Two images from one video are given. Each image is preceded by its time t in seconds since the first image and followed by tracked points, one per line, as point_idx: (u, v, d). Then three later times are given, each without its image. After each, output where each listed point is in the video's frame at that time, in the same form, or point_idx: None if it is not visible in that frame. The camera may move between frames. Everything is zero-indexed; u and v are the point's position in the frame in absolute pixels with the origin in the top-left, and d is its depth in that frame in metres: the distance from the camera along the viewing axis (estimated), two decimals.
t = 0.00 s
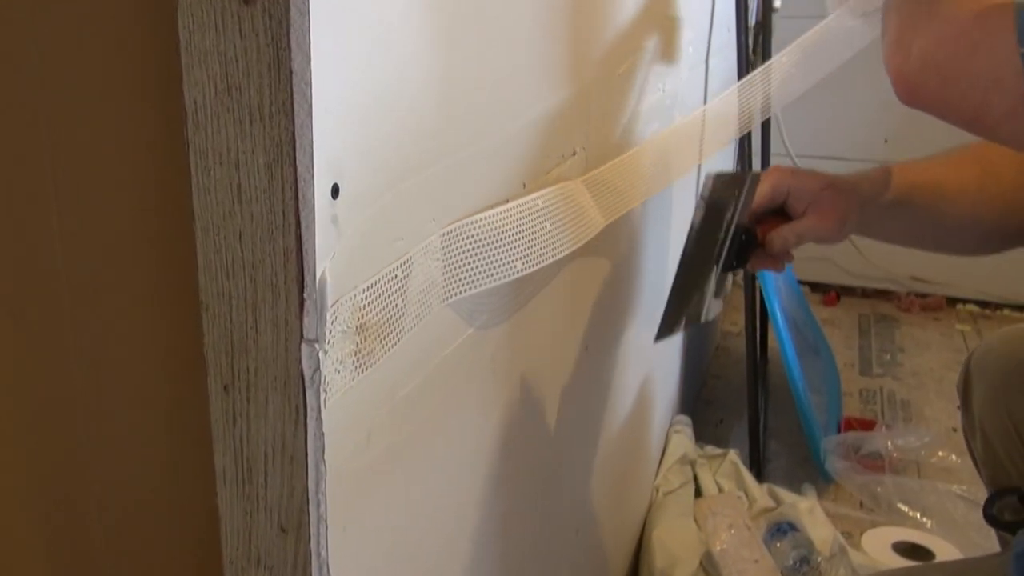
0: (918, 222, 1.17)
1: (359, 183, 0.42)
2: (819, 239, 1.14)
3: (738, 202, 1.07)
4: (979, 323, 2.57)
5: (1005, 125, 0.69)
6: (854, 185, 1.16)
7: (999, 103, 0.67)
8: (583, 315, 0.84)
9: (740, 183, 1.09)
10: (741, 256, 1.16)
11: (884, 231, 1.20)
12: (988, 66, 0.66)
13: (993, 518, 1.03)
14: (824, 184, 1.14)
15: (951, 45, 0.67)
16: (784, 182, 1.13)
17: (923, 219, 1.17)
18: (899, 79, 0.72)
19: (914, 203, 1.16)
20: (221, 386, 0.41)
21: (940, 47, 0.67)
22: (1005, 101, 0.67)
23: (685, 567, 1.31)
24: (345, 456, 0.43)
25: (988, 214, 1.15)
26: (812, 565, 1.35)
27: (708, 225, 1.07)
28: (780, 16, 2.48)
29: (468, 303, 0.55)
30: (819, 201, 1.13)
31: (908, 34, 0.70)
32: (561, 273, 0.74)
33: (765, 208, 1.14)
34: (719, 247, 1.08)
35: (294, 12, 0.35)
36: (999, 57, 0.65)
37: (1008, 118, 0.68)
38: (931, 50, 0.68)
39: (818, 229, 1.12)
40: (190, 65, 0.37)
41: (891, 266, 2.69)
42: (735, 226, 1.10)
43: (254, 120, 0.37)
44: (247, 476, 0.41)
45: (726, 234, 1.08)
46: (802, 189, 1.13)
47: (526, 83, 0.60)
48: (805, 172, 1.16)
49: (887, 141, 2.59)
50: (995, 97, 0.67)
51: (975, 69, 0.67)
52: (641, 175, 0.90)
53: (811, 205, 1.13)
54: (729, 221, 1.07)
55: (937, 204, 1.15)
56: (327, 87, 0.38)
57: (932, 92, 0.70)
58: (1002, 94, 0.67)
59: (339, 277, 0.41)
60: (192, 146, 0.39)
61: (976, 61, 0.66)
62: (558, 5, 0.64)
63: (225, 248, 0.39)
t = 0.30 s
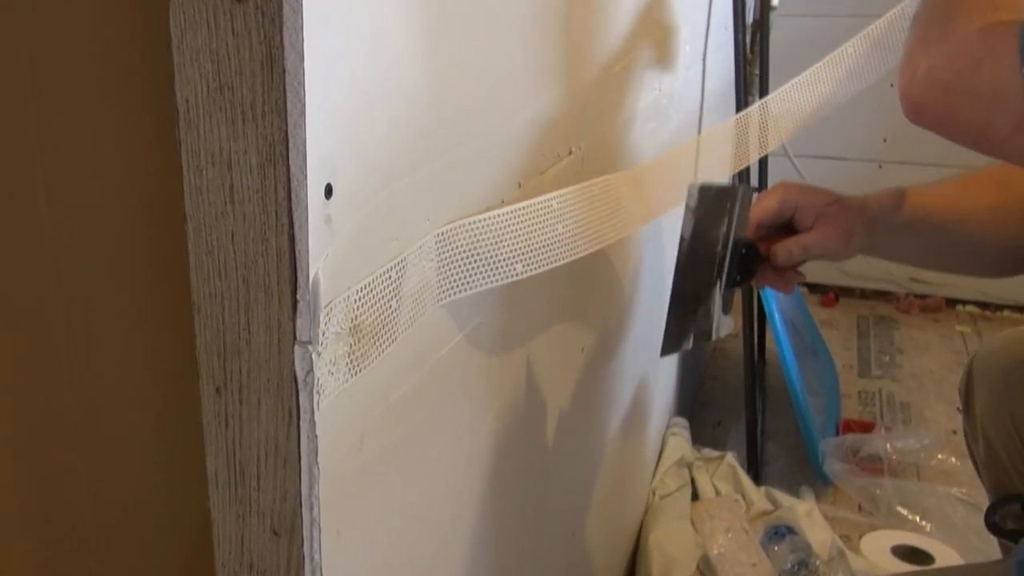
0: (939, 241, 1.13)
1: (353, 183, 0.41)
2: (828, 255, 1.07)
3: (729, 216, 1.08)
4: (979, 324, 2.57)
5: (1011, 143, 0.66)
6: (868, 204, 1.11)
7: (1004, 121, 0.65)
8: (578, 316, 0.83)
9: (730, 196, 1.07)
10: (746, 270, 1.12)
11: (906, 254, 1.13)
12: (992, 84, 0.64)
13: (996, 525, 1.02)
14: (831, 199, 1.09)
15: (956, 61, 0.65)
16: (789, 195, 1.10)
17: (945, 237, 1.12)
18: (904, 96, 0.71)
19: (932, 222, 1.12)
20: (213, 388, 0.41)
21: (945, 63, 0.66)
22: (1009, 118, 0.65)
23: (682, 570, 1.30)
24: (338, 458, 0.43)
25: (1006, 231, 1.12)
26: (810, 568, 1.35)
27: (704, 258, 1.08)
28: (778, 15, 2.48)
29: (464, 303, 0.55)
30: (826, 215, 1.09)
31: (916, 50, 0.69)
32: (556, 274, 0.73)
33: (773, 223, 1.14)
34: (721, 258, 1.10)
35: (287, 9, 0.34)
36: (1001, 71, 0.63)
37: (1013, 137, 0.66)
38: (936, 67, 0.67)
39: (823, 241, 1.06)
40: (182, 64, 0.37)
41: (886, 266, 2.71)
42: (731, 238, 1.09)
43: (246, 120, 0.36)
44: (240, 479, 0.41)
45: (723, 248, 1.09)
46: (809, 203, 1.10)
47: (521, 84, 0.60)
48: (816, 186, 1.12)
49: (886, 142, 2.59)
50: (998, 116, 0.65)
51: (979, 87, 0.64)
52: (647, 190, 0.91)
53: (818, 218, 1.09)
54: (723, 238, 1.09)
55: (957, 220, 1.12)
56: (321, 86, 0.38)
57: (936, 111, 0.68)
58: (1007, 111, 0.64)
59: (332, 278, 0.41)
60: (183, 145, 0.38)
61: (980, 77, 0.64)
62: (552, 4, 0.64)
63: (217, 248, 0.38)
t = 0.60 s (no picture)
0: (910, 193, 1.11)
1: (346, 183, 0.41)
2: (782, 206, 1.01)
3: (672, 170, 0.86)
4: (979, 325, 2.57)
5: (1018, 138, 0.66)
6: (833, 150, 1.06)
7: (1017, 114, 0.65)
8: (572, 318, 0.83)
9: (673, 146, 0.86)
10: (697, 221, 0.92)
11: (865, 203, 1.11)
12: (1005, 76, 0.64)
13: (1000, 529, 1.02)
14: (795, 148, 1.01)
15: (968, 52, 0.65)
16: (753, 145, 0.99)
17: (915, 188, 1.11)
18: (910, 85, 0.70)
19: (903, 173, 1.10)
20: (205, 390, 0.40)
21: (954, 54, 0.65)
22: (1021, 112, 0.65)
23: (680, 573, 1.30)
24: (332, 460, 0.42)
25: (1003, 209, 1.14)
26: (808, 571, 1.35)
27: (642, 209, 0.86)
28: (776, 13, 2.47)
29: (459, 304, 0.54)
30: (786, 168, 1.01)
31: (922, 40, 0.68)
32: (549, 276, 0.73)
33: (730, 173, 1.00)
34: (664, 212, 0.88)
35: (281, 8, 0.34)
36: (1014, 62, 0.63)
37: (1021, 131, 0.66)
38: (946, 56, 0.66)
39: (779, 194, 0.99)
40: (174, 63, 0.36)
41: (885, 267, 2.70)
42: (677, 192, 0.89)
43: (239, 119, 0.36)
44: (233, 482, 0.41)
45: (668, 201, 0.88)
46: (771, 153, 1.00)
47: (515, 83, 0.59)
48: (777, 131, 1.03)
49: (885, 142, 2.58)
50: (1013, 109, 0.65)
51: (991, 78, 0.64)
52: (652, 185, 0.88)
53: (779, 169, 1.01)
54: (666, 190, 0.87)
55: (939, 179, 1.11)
56: (314, 86, 0.37)
57: (945, 104, 0.68)
58: (1020, 103, 0.64)
59: (326, 279, 0.40)
60: (175, 145, 0.38)
61: (992, 68, 0.64)
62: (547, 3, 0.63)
63: (209, 248, 0.38)
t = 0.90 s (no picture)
0: (899, 182, 1.10)
1: (340, 183, 0.40)
2: (764, 191, 0.99)
3: (648, 154, 0.81)
4: (978, 327, 2.57)
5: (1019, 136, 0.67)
6: (818, 135, 1.03)
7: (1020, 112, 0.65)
8: (567, 320, 0.82)
9: (647, 128, 0.81)
10: (678, 205, 0.87)
11: (852, 191, 1.11)
12: (1006, 71, 0.64)
13: (1001, 533, 1.01)
14: (778, 132, 0.99)
15: (970, 46, 0.65)
16: (735, 131, 0.97)
17: (906, 177, 1.10)
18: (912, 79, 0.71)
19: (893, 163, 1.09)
20: (197, 392, 0.40)
21: (957, 50, 0.66)
22: None
23: None
24: (326, 463, 0.42)
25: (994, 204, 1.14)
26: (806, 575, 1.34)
27: (620, 194, 0.81)
28: (774, 12, 2.46)
29: (454, 305, 0.54)
30: (768, 154, 1.00)
31: (926, 33, 0.69)
32: (544, 278, 0.72)
33: (712, 160, 0.98)
34: (642, 195, 0.84)
35: (274, 6, 0.34)
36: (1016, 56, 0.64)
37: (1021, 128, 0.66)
38: (946, 50, 0.67)
39: (760, 180, 0.97)
40: (166, 62, 0.36)
41: (885, 267, 2.70)
42: (652, 175, 0.84)
43: (231, 118, 0.36)
44: (225, 485, 0.40)
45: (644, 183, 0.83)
46: (753, 138, 0.99)
47: (510, 83, 0.59)
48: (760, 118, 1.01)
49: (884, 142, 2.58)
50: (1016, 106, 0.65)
51: (993, 73, 0.65)
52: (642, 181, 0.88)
53: (761, 155, 1.00)
54: (643, 173, 0.83)
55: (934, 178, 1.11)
56: (308, 85, 0.37)
57: (947, 98, 0.68)
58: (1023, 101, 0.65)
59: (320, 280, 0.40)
60: (167, 144, 0.37)
61: (994, 64, 0.65)
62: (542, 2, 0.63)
63: (201, 249, 0.38)
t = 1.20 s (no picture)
0: (886, 167, 1.07)
1: (335, 183, 0.40)
2: (749, 176, 0.98)
3: (633, 137, 0.80)
4: (978, 328, 2.56)
5: (1010, 146, 0.68)
6: (806, 123, 1.02)
7: (1009, 124, 0.66)
8: (563, 323, 0.82)
9: (633, 111, 0.80)
10: (664, 188, 0.87)
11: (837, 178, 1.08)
12: (995, 85, 0.65)
13: (1002, 536, 1.01)
14: (763, 118, 0.99)
15: (960, 60, 0.65)
16: (721, 115, 0.97)
17: (893, 161, 1.07)
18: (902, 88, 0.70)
19: (883, 151, 1.06)
20: (189, 394, 0.39)
21: (947, 62, 0.66)
22: (1015, 122, 0.66)
23: None
24: (319, 466, 0.42)
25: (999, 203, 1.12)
26: None
27: (605, 177, 0.80)
28: (771, 10, 2.46)
29: (449, 306, 0.54)
30: (753, 140, 0.99)
31: (917, 45, 0.68)
32: (540, 281, 0.72)
33: (698, 144, 0.98)
34: (627, 178, 0.83)
35: (267, 4, 0.33)
36: (1005, 72, 0.64)
37: (1012, 138, 0.67)
38: (937, 63, 0.67)
39: (744, 164, 0.95)
40: (157, 61, 0.35)
41: (884, 267, 2.69)
42: (638, 159, 0.83)
43: (224, 118, 0.35)
44: (217, 488, 0.40)
45: (630, 166, 0.82)
46: (738, 124, 0.99)
47: (505, 82, 0.59)
48: (748, 103, 1.01)
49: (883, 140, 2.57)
50: (1007, 118, 0.66)
51: (983, 89, 0.65)
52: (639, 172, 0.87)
53: (747, 141, 0.99)
54: (629, 156, 0.82)
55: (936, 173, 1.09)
56: (301, 84, 0.37)
57: (936, 109, 0.68)
58: (1015, 113, 0.65)
59: (313, 281, 0.40)
60: (159, 144, 0.37)
61: (984, 78, 0.65)
62: None
63: (194, 249, 0.37)
